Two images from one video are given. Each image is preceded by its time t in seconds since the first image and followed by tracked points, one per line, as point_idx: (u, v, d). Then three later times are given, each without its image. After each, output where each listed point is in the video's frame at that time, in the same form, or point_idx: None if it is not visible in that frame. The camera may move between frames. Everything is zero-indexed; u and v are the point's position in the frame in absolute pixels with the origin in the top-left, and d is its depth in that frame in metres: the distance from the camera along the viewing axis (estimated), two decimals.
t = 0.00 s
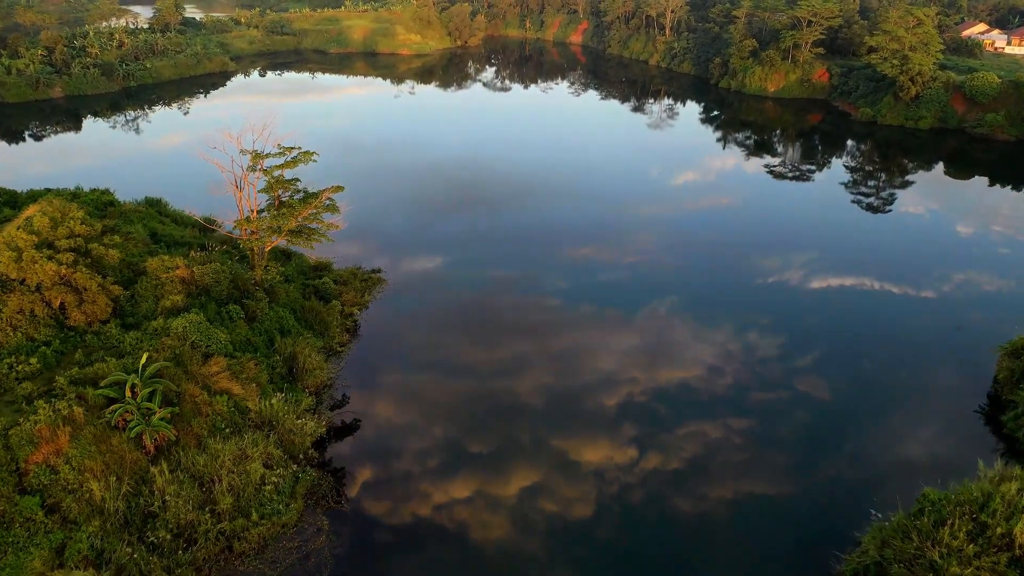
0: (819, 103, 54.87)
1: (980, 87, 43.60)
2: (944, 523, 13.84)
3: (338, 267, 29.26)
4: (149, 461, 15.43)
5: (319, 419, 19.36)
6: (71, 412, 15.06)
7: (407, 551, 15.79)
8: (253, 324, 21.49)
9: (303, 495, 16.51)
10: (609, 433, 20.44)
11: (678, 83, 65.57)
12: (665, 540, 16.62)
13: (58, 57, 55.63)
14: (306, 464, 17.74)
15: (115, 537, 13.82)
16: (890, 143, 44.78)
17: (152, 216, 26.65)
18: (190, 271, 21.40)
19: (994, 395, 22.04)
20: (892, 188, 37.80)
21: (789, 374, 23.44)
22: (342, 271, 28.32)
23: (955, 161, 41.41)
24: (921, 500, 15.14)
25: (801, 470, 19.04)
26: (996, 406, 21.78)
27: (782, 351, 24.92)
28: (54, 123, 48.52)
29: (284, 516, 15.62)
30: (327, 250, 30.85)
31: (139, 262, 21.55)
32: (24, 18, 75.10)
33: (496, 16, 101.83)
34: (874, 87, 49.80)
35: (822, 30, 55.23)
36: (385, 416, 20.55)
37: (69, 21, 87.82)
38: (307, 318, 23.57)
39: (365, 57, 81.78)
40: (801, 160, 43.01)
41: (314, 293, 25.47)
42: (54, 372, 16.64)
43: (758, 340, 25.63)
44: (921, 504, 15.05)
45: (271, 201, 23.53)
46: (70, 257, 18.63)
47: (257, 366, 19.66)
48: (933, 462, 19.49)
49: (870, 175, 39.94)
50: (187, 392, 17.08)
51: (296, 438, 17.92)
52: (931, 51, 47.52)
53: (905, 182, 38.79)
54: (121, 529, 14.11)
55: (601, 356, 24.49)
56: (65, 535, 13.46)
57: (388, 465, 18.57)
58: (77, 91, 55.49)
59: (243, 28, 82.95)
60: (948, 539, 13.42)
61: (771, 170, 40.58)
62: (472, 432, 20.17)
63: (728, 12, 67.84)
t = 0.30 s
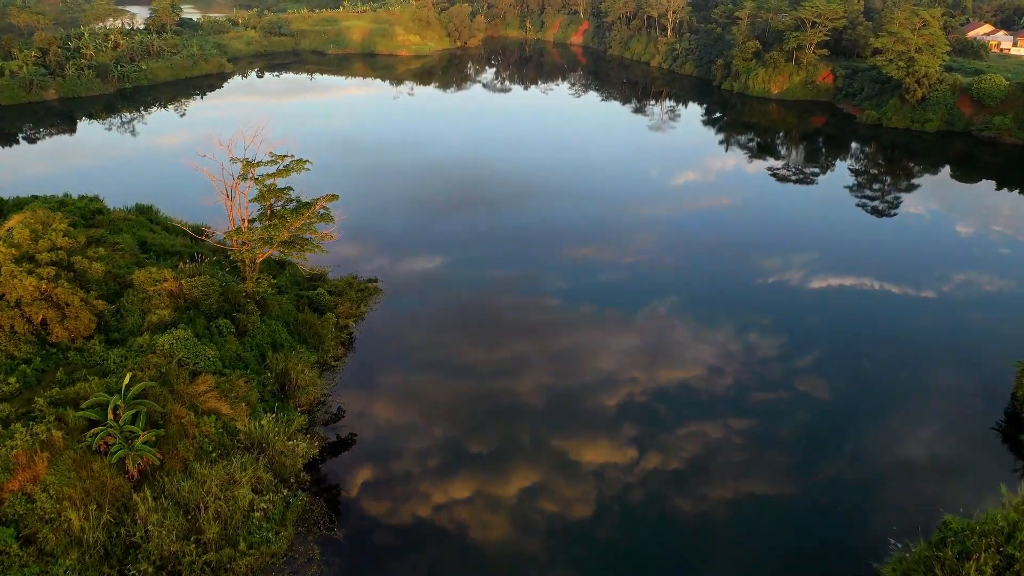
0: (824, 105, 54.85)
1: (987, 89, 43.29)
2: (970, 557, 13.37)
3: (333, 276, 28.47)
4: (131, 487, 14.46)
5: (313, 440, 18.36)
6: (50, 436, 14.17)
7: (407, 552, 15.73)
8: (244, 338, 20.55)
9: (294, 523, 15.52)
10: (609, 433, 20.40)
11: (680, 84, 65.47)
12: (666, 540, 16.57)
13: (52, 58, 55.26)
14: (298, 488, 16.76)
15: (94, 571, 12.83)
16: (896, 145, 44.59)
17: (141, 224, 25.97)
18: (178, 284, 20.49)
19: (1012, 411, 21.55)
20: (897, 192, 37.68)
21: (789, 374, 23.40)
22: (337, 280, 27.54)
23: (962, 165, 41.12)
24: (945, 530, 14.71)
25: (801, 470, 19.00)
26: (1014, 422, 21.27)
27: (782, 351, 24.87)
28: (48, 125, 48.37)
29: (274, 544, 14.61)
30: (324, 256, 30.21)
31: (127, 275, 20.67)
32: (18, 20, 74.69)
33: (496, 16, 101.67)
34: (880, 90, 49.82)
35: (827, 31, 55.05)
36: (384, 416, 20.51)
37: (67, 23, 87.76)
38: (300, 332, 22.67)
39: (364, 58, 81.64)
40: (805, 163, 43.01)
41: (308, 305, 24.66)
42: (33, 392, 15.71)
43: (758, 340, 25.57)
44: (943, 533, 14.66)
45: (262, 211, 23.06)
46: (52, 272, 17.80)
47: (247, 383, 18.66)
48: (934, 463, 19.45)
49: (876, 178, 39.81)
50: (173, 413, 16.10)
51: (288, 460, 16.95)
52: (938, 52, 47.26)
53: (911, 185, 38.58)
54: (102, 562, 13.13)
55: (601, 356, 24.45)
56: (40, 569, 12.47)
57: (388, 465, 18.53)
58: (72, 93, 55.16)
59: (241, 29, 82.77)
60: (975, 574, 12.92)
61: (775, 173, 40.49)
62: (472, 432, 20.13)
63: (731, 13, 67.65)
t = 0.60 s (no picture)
0: (830, 107, 54.92)
1: (995, 91, 42.77)
2: None
3: (329, 287, 27.75)
4: (113, 517, 13.49)
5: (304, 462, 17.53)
6: (26, 462, 13.10)
7: (406, 553, 15.69)
8: (235, 354, 19.67)
9: (283, 552, 14.71)
10: (609, 433, 20.35)
11: (682, 86, 65.36)
12: (668, 541, 16.53)
13: (46, 60, 54.43)
14: (287, 514, 15.94)
15: None
16: (902, 147, 44.35)
17: (130, 233, 25.19)
18: (165, 298, 19.53)
19: None
20: (903, 196, 37.46)
21: (789, 374, 23.35)
22: (331, 291, 26.83)
23: (970, 169, 40.51)
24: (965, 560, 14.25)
25: (800, 470, 18.95)
26: None
27: (782, 351, 24.83)
28: (41, 128, 48.17)
29: None
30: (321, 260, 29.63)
31: (112, 288, 19.64)
32: (12, 21, 74.18)
33: (496, 17, 101.47)
34: (885, 92, 49.79)
35: (832, 33, 54.90)
36: (385, 416, 20.49)
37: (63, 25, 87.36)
38: (292, 346, 21.94)
39: (362, 59, 81.43)
40: (808, 166, 42.91)
41: (301, 318, 23.83)
42: (9, 414, 14.63)
43: (758, 340, 25.52)
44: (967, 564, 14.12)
45: (254, 220, 22.25)
46: (31, 285, 16.69)
47: (236, 403, 17.80)
48: (934, 464, 19.46)
49: (881, 182, 39.58)
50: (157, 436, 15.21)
51: (279, 484, 16.14)
52: (945, 54, 47.07)
53: (917, 190, 38.23)
54: None
55: (601, 356, 24.40)
56: None
57: (388, 465, 18.50)
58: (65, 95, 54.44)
59: (238, 30, 82.53)
60: None
61: (779, 176, 40.36)
62: (472, 432, 20.08)
63: (733, 14, 67.50)
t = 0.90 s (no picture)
0: (834, 109, 54.79)
1: (1005, 94, 42.67)
2: None
3: (324, 297, 26.94)
4: (92, 549, 12.61)
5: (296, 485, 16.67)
6: None
7: (406, 554, 15.64)
8: (224, 371, 18.76)
9: None
10: (609, 434, 20.29)
11: (684, 88, 65.28)
12: (668, 541, 16.49)
13: (40, 62, 54.20)
14: (278, 542, 15.08)
15: None
16: (908, 150, 44.22)
17: (119, 243, 24.52)
18: (152, 312, 18.61)
19: None
20: (909, 200, 37.30)
21: (789, 373, 23.32)
22: (326, 302, 26.05)
23: (978, 172, 40.34)
24: None
25: (800, 470, 18.90)
26: None
27: (782, 351, 24.79)
28: (35, 130, 48.02)
29: None
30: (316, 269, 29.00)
31: (97, 301, 18.68)
32: (5, 22, 73.90)
33: (496, 18, 101.37)
34: (890, 94, 49.58)
35: (836, 34, 54.77)
36: (385, 416, 20.46)
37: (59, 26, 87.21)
38: (285, 361, 21.12)
39: (361, 61, 81.34)
40: (812, 169, 42.77)
41: (294, 331, 22.99)
42: None
43: (758, 340, 25.47)
44: None
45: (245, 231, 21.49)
46: (9, 299, 15.69)
47: (225, 423, 16.91)
48: (934, 464, 19.43)
49: (887, 185, 39.40)
50: (140, 461, 14.39)
51: (269, 510, 15.32)
52: (952, 56, 46.79)
53: (924, 193, 38.05)
54: None
55: (602, 356, 24.35)
56: None
57: (388, 465, 18.45)
58: (59, 97, 54.15)
59: (236, 31, 82.40)
60: None
61: (782, 179, 40.23)
62: (472, 432, 20.02)
63: (736, 15, 67.42)
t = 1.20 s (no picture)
0: (839, 112, 54.63)
1: (1012, 97, 42.49)
2: None
3: (318, 309, 25.89)
4: None
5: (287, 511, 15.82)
6: None
7: (406, 555, 15.60)
8: (213, 390, 17.82)
9: None
10: (609, 434, 20.27)
11: (686, 90, 65.18)
12: (668, 541, 16.47)
13: (34, 64, 54.11)
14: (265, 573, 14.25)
15: None
16: (912, 153, 44.17)
17: (108, 251, 23.95)
18: (138, 329, 17.68)
19: None
20: (915, 203, 37.17)
21: (788, 373, 23.29)
22: (321, 313, 25.12)
23: (986, 176, 40.12)
24: None
25: (800, 471, 18.88)
26: None
27: (782, 351, 24.74)
28: (29, 133, 47.95)
29: None
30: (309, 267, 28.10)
31: (80, 318, 17.76)
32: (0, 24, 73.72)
33: (496, 18, 101.22)
34: (897, 97, 49.44)
35: (841, 36, 54.64)
36: (385, 417, 20.40)
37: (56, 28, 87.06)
38: (277, 377, 20.19)
39: (359, 62, 81.19)
40: (816, 172, 42.79)
41: (287, 345, 22.07)
42: None
43: (758, 340, 25.44)
44: None
45: (235, 243, 20.88)
46: None
47: (212, 446, 16.01)
48: (934, 464, 19.39)
49: (893, 189, 39.29)
50: (122, 488, 13.54)
51: (258, 539, 14.47)
52: (961, 58, 45.82)
53: (929, 197, 37.93)
54: None
55: (601, 356, 24.33)
56: None
57: (388, 466, 18.43)
58: (53, 100, 54.14)
59: (233, 32, 82.15)
60: None
61: (786, 182, 40.19)
62: (472, 433, 19.98)
63: (739, 16, 67.32)
